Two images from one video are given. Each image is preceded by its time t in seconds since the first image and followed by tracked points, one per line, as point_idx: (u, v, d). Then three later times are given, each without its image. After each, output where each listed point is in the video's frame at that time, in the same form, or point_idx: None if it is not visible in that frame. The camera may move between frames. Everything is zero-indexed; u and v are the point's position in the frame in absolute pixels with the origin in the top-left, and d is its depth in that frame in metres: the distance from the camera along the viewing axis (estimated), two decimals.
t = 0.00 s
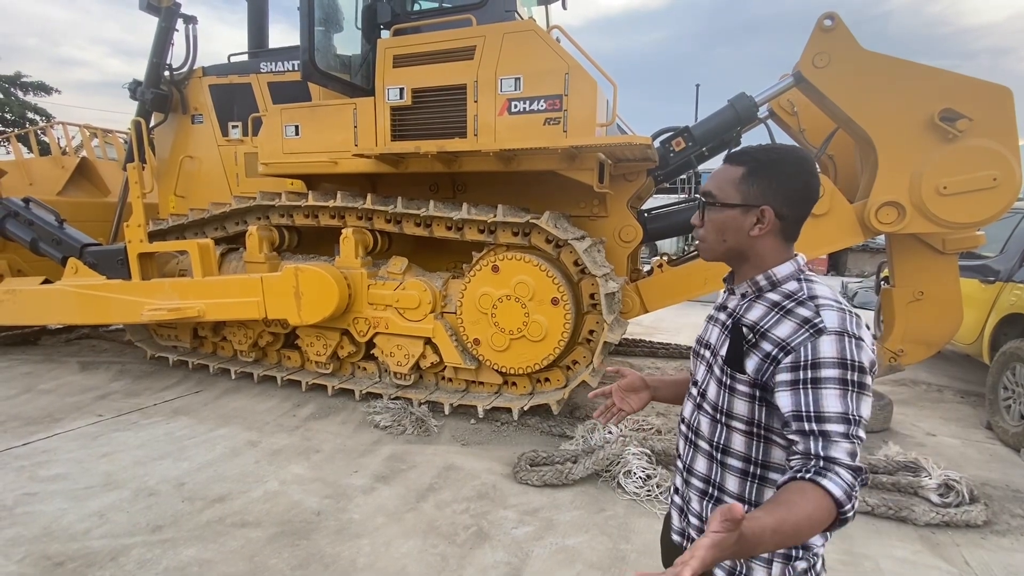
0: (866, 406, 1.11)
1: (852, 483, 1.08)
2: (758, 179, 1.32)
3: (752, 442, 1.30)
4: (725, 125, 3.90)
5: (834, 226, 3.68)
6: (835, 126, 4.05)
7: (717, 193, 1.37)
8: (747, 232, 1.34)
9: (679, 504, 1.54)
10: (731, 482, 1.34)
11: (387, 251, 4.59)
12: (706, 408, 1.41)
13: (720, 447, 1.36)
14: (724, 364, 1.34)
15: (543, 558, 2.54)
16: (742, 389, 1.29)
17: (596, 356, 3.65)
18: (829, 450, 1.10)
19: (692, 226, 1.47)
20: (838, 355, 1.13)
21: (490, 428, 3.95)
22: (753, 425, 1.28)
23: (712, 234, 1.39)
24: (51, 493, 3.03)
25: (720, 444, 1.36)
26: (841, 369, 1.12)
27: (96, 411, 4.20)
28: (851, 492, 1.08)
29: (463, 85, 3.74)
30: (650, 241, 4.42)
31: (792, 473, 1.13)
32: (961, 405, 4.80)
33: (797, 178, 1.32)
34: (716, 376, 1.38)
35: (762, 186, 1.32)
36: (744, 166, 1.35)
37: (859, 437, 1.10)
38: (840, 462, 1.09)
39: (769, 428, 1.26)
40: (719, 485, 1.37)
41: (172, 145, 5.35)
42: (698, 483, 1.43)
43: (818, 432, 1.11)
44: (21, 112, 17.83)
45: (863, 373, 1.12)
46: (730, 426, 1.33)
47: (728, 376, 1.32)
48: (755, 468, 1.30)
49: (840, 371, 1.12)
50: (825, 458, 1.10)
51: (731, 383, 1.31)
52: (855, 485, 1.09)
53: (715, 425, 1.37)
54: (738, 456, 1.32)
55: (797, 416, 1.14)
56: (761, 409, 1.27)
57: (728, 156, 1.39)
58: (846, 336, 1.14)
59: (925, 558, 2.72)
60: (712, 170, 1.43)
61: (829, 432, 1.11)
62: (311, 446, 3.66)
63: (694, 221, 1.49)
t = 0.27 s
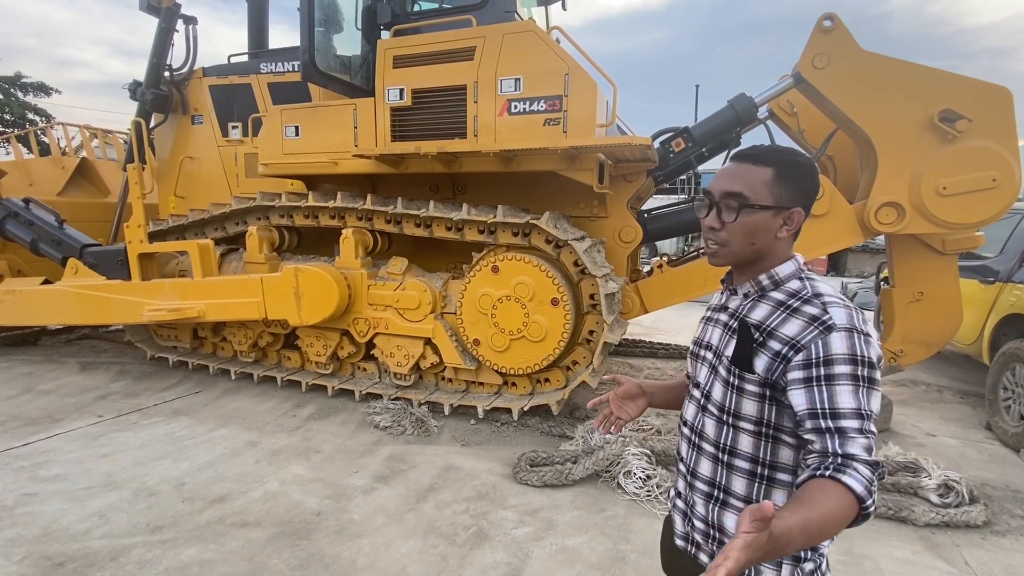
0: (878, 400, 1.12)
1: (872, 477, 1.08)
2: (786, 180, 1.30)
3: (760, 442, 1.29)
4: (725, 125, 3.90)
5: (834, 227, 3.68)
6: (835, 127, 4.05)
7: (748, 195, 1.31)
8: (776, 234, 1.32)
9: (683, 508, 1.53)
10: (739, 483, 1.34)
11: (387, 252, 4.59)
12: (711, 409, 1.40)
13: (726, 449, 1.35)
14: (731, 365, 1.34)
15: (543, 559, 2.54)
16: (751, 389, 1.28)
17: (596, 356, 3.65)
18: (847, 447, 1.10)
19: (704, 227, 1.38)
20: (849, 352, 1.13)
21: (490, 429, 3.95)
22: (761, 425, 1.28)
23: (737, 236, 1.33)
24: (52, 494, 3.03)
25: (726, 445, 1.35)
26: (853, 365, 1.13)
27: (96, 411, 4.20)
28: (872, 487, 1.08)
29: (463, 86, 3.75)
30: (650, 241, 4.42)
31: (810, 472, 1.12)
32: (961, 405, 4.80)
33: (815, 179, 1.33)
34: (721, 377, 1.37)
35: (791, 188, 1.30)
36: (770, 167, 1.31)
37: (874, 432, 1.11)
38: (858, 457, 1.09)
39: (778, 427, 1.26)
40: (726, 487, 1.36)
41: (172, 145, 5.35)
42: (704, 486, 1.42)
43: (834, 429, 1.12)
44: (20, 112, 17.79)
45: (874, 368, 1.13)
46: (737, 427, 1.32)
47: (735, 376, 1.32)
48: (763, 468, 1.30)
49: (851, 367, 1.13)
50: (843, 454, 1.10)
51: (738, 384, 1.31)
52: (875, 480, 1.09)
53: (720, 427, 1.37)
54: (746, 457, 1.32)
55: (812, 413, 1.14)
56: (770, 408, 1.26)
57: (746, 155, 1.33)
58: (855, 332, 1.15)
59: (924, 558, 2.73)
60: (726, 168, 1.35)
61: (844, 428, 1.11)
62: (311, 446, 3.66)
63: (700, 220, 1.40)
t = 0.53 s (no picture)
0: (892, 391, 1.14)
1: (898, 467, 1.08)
2: (802, 183, 1.32)
3: (770, 443, 1.29)
4: (724, 126, 3.91)
5: (833, 227, 3.69)
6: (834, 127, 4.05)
7: (776, 197, 1.30)
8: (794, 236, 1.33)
9: (688, 513, 1.51)
10: (749, 486, 1.33)
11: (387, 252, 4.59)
12: (717, 413, 1.39)
13: (736, 451, 1.34)
14: (739, 367, 1.33)
15: (543, 559, 2.55)
16: (763, 391, 1.27)
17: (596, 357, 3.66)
18: (869, 439, 1.10)
19: (727, 229, 1.34)
20: (861, 347, 1.15)
21: (490, 429, 3.95)
22: (772, 427, 1.27)
23: (765, 239, 1.31)
24: (51, 494, 3.04)
25: (735, 448, 1.34)
26: (866, 360, 1.14)
27: (95, 412, 4.20)
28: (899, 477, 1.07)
29: (463, 87, 3.75)
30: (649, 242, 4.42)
31: (835, 467, 1.11)
32: (960, 406, 4.81)
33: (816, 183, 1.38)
34: (728, 380, 1.36)
35: (806, 191, 1.33)
36: (787, 169, 1.32)
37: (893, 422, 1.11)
38: (882, 449, 1.09)
39: (789, 428, 1.26)
40: (736, 490, 1.35)
41: (172, 146, 5.35)
42: (712, 490, 1.41)
43: (855, 423, 1.11)
44: (21, 112, 17.79)
45: (886, 361, 1.14)
46: (746, 429, 1.32)
47: (745, 378, 1.31)
48: (773, 469, 1.29)
49: (865, 362, 1.14)
50: (867, 446, 1.09)
51: (748, 386, 1.30)
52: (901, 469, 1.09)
53: (729, 430, 1.35)
54: (756, 459, 1.31)
55: (831, 410, 1.14)
56: (782, 409, 1.26)
57: (761, 157, 1.33)
58: (864, 328, 1.17)
59: (923, 558, 2.73)
60: (743, 169, 1.33)
61: (865, 422, 1.11)
62: (310, 447, 3.66)
63: (722, 223, 1.36)
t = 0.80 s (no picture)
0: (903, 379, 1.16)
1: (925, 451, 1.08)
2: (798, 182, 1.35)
3: (779, 443, 1.29)
4: (724, 126, 3.91)
5: (833, 228, 3.69)
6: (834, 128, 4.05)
7: (778, 194, 1.31)
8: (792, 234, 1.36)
9: (692, 517, 1.50)
10: (759, 487, 1.33)
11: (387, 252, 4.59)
12: (723, 415, 1.38)
13: (744, 453, 1.34)
14: (746, 368, 1.32)
15: (543, 559, 2.55)
16: (773, 392, 1.27)
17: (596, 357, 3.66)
18: (892, 428, 1.11)
19: (730, 226, 1.34)
20: (869, 340, 1.16)
21: (490, 429, 3.95)
22: (781, 426, 1.27)
23: (767, 237, 1.32)
24: (51, 494, 3.04)
25: (744, 450, 1.34)
26: (876, 352, 1.16)
27: (95, 412, 4.20)
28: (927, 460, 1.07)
29: (463, 87, 3.75)
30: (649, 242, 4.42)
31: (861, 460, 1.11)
32: (959, 406, 4.81)
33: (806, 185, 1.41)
34: (734, 382, 1.35)
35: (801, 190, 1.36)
36: (784, 168, 1.34)
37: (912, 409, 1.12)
38: (906, 436, 1.10)
39: (798, 426, 1.26)
40: (744, 491, 1.35)
41: (172, 146, 5.35)
42: (719, 493, 1.40)
43: (876, 417, 1.12)
44: (21, 113, 17.78)
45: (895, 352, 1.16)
46: (755, 430, 1.31)
47: (754, 380, 1.30)
48: (783, 468, 1.29)
49: (875, 354, 1.15)
50: (893, 435, 1.10)
51: (758, 387, 1.29)
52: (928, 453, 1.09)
53: (737, 432, 1.35)
54: (765, 460, 1.31)
55: (850, 405, 1.15)
56: (792, 408, 1.26)
57: (759, 156, 1.35)
58: (869, 322, 1.18)
59: (923, 558, 2.73)
60: (743, 167, 1.34)
61: (886, 413, 1.12)
62: (310, 447, 3.66)
63: (724, 220, 1.36)
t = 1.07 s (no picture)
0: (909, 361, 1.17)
1: (941, 426, 1.08)
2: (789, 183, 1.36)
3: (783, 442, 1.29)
4: (724, 126, 3.91)
5: (833, 228, 3.69)
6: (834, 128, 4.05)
7: (773, 195, 1.32)
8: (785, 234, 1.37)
9: (693, 519, 1.50)
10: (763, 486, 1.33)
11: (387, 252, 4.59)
12: (726, 417, 1.37)
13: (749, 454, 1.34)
14: (750, 369, 1.31)
15: (543, 559, 2.55)
16: (778, 391, 1.27)
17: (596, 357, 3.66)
18: (908, 413, 1.11)
19: (727, 229, 1.34)
20: (873, 332, 1.18)
21: (490, 429, 3.95)
22: (786, 425, 1.27)
23: (764, 239, 1.32)
24: (51, 494, 3.04)
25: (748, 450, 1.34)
26: (882, 342, 1.17)
27: (95, 412, 4.20)
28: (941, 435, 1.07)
29: (463, 87, 3.75)
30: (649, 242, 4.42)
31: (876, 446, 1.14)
32: (959, 406, 4.81)
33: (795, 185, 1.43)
34: (737, 383, 1.34)
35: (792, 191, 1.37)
36: (777, 169, 1.35)
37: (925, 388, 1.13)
38: (922, 415, 1.11)
39: (801, 424, 1.27)
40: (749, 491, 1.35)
41: (172, 146, 5.35)
42: (723, 494, 1.40)
43: (891, 405, 1.13)
44: (20, 113, 17.77)
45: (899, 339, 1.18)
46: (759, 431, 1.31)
47: (758, 381, 1.29)
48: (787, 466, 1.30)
49: (881, 344, 1.17)
50: (909, 419, 1.11)
51: (763, 388, 1.28)
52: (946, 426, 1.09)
53: (741, 433, 1.34)
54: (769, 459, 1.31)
55: (864, 398, 1.16)
56: (796, 407, 1.26)
57: (752, 157, 1.35)
58: (868, 314, 1.20)
59: (923, 558, 2.73)
60: (738, 169, 1.34)
61: (900, 399, 1.13)
62: (310, 447, 3.66)
63: (721, 223, 1.36)
